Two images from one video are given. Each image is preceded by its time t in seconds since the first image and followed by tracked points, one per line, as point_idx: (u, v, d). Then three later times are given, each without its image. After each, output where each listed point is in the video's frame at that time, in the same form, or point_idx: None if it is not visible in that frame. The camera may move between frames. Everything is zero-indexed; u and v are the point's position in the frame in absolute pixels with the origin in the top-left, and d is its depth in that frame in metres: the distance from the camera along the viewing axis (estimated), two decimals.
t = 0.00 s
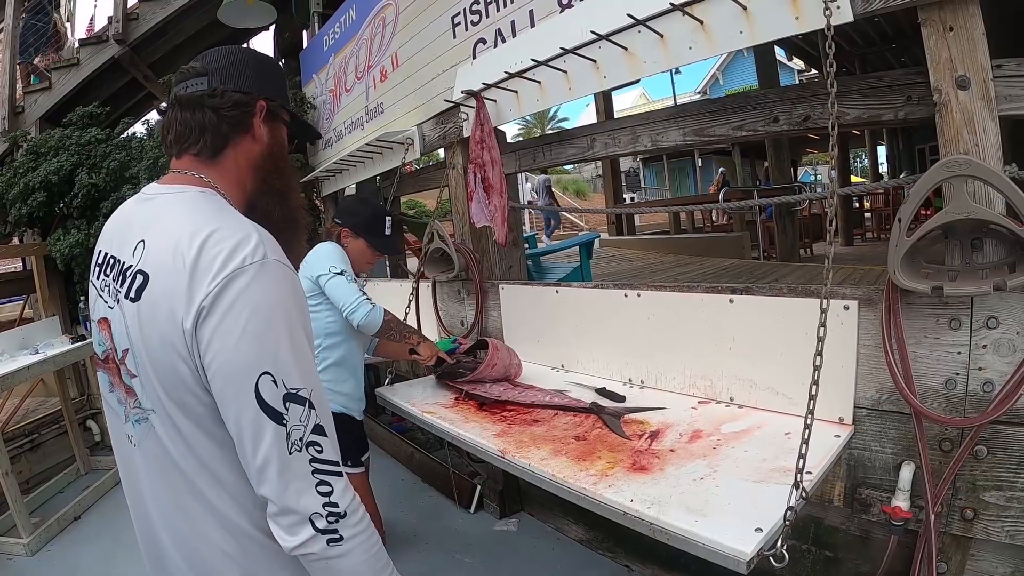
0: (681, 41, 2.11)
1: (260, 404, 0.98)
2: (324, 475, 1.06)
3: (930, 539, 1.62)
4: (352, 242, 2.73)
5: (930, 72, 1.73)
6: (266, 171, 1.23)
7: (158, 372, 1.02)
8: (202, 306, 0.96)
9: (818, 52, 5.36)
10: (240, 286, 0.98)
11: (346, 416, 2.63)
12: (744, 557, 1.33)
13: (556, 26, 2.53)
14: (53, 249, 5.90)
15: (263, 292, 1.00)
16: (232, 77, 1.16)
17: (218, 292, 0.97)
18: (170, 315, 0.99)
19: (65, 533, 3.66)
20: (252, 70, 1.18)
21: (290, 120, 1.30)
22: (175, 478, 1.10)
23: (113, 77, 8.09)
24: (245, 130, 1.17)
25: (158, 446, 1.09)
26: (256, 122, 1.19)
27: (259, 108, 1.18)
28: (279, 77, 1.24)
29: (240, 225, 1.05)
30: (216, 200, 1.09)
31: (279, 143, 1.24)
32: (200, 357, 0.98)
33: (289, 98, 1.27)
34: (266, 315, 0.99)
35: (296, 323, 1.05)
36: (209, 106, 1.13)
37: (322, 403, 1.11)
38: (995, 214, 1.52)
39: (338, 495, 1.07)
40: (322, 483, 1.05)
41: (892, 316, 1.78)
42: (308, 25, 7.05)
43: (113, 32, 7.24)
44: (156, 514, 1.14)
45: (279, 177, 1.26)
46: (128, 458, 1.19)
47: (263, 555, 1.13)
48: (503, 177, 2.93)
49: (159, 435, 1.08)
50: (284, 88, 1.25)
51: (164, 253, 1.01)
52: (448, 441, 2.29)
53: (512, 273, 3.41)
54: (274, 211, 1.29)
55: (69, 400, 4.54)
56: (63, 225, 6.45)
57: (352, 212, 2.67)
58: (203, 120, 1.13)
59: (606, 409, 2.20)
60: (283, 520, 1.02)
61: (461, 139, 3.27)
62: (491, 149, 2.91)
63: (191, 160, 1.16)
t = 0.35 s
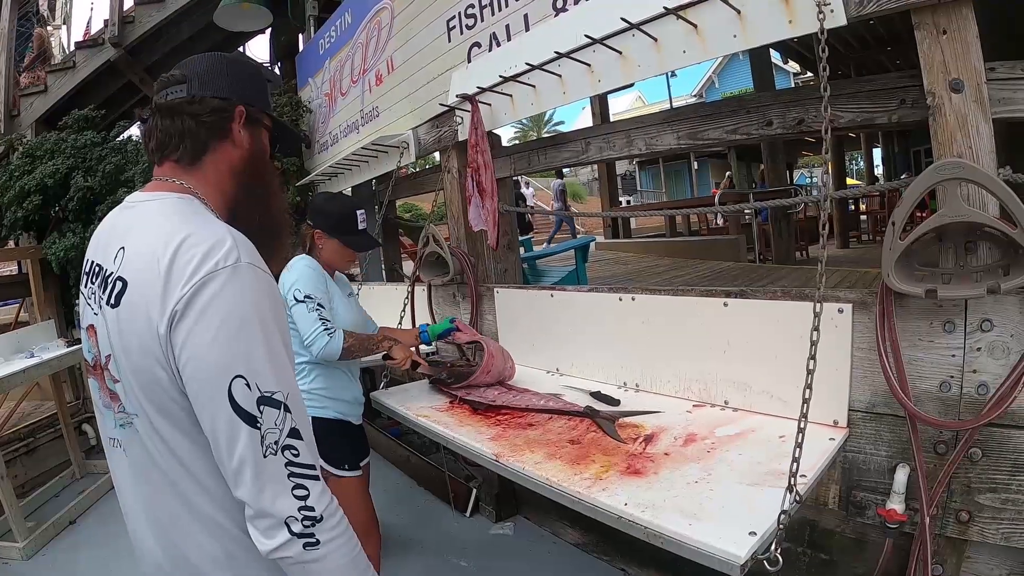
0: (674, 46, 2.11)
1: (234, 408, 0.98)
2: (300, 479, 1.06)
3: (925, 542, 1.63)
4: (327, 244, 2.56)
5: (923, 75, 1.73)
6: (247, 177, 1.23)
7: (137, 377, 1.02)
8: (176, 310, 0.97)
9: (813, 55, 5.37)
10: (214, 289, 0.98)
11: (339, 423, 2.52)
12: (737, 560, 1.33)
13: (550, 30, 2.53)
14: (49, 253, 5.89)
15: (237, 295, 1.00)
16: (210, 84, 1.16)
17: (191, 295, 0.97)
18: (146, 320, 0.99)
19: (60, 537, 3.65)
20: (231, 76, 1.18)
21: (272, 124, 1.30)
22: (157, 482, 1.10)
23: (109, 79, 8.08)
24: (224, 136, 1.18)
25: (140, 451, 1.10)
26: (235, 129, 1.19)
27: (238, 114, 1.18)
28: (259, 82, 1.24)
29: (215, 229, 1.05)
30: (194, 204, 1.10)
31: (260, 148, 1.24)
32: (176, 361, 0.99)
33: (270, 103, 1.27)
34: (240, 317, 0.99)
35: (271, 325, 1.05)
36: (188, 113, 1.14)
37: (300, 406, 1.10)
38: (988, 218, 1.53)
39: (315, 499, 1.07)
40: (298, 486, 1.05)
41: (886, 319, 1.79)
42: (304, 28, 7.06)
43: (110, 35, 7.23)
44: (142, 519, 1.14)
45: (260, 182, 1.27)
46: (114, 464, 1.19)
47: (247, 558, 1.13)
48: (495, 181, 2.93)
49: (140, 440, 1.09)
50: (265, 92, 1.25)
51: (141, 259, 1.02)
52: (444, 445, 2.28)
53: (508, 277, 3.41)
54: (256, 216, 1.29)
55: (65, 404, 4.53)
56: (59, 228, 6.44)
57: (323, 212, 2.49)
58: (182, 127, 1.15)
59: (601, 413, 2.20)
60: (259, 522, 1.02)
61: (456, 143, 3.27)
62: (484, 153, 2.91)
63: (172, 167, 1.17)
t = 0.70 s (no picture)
0: (677, 44, 2.11)
1: (212, 404, 0.98)
2: (282, 478, 1.05)
3: (923, 544, 1.62)
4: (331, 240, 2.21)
5: (926, 77, 1.73)
6: (237, 173, 1.23)
7: (121, 371, 1.03)
8: (156, 305, 0.97)
9: (815, 56, 5.36)
10: (194, 284, 0.98)
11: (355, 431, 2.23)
12: (735, 561, 1.33)
13: (552, 28, 2.52)
14: (48, 246, 5.88)
15: (217, 289, 0.99)
16: (199, 78, 1.15)
17: (171, 290, 0.97)
18: (129, 315, 1.00)
19: (57, 531, 3.65)
20: (222, 71, 1.17)
21: (266, 119, 1.29)
22: (143, 477, 1.10)
23: (110, 73, 8.06)
24: (213, 131, 1.17)
25: (127, 445, 1.10)
26: (225, 123, 1.18)
27: (227, 108, 1.18)
28: (252, 76, 1.23)
29: (198, 225, 1.05)
30: (179, 199, 1.09)
31: (251, 143, 1.23)
32: (156, 357, 0.99)
33: (263, 96, 1.26)
34: (220, 313, 0.99)
35: (253, 321, 1.04)
36: (176, 107, 1.13)
37: (283, 404, 1.09)
38: (989, 221, 1.53)
39: (296, 498, 1.06)
40: (279, 485, 1.04)
41: (886, 321, 1.78)
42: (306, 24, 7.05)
43: (111, 29, 7.22)
44: (130, 514, 1.15)
45: (252, 178, 1.26)
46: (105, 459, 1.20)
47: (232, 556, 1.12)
48: (495, 179, 2.92)
49: (127, 434, 1.09)
50: (257, 87, 1.24)
51: (126, 254, 1.02)
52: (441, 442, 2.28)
53: (507, 275, 3.41)
54: (246, 212, 1.28)
55: (63, 398, 4.52)
56: (58, 222, 6.43)
57: (330, 204, 2.17)
58: (170, 121, 1.14)
59: (599, 412, 2.20)
60: (238, 521, 1.01)
61: (457, 141, 3.26)
62: (484, 150, 2.89)
63: (162, 162, 1.17)
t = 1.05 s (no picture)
0: (679, 44, 2.10)
1: (198, 411, 0.98)
2: (268, 486, 1.04)
3: (926, 545, 1.61)
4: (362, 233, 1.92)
5: (929, 75, 1.72)
6: (231, 173, 1.21)
7: (110, 375, 1.03)
8: (142, 310, 0.97)
9: (817, 56, 5.35)
10: (180, 289, 0.97)
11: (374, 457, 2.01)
12: (738, 562, 1.32)
13: (554, 27, 2.51)
14: (49, 246, 5.88)
15: (204, 295, 0.99)
16: (191, 77, 1.14)
17: (157, 295, 0.97)
18: (116, 319, 1.00)
19: (57, 531, 3.64)
20: (216, 71, 1.15)
21: (265, 117, 1.27)
22: (133, 480, 1.10)
23: (110, 73, 8.05)
24: (205, 132, 1.16)
25: (118, 448, 1.10)
26: (218, 122, 1.16)
27: (220, 108, 1.16)
28: (249, 75, 1.21)
29: (186, 229, 1.04)
30: (169, 200, 1.09)
31: (247, 143, 1.22)
32: (143, 362, 0.99)
33: (260, 94, 1.23)
34: (206, 319, 0.98)
35: (241, 328, 1.03)
36: (166, 107, 1.13)
37: (272, 411, 1.09)
38: (994, 221, 1.52)
39: (283, 508, 1.05)
40: (266, 494, 1.04)
41: (889, 322, 1.78)
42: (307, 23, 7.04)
43: (112, 29, 7.23)
44: (122, 515, 1.15)
45: (247, 178, 1.24)
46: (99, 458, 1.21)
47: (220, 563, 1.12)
48: (497, 178, 2.91)
49: (117, 437, 1.09)
50: (256, 86, 1.22)
51: (114, 257, 1.02)
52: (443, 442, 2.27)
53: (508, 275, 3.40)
54: (240, 212, 1.28)
55: (64, 397, 4.52)
56: (59, 221, 6.43)
57: (357, 193, 1.87)
58: (161, 121, 1.14)
59: (601, 412, 2.19)
60: (225, 529, 1.01)
61: (459, 140, 3.26)
62: (486, 150, 2.89)
63: (156, 162, 1.18)
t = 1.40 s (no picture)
0: (681, 44, 2.10)
1: (165, 407, 0.99)
2: (239, 483, 1.05)
3: (927, 548, 1.61)
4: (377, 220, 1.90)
5: (932, 76, 1.71)
6: (199, 167, 1.22)
7: (83, 372, 1.05)
8: (107, 306, 0.99)
9: (818, 57, 5.34)
10: (144, 285, 0.99)
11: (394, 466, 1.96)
12: (739, 565, 1.31)
13: (555, 27, 2.51)
14: (49, 244, 5.88)
15: (168, 290, 1.00)
16: (152, 72, 1.17)
17: (122, 292, 0.98)
18: (86, 317, 1.02)
19: (56, 529, 3.64)
20: (178, 66, 1.18)
21: (238, 110, 1.27)
22: (108, 476, 1.12)
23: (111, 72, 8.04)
24: (168, 128, 1.19)
25: (93, 446, 1.12)
26: (180, 117, 1.18)
27: (181, 102, 1.18)
28: (215, 69, 1.22)
29: (153, 227, 1.06)
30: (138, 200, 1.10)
31: (213, 135, 1.22)
32: (111, 359, 1.01)
33: (228, 87, 1.23)
34: (170, 314, 1.00)
35: (206, 324, 1.05)
36: (129, 105, 1.16)
37: (242, 407, 1.10)
38: (996, 222, 1.51)
39: (255, 504, 1.06)
40: (237, 491, 1.05)
41: (892, 323, 1.77)
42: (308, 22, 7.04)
43: (113, 27, 7.22)
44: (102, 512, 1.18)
45: (218, 172, 1.24)
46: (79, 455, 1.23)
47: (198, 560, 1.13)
48: (501, 177, 2.91)
49: (92, 435, 1.11)
50: (223, 78, 1.23)
51: (84, 256, 1.04)
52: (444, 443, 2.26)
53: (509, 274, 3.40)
54: (216, 209, 1.28)
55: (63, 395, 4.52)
56: (60, 219, 6.43)
57: (363, 182, 1.85)
58: (126, 118, 1.18)
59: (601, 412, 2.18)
60: (197, 526, 1.03)
61: (459, 139, 3.25)
62: (489, 149, 2.87)
63: (127, 160, 1.21)
